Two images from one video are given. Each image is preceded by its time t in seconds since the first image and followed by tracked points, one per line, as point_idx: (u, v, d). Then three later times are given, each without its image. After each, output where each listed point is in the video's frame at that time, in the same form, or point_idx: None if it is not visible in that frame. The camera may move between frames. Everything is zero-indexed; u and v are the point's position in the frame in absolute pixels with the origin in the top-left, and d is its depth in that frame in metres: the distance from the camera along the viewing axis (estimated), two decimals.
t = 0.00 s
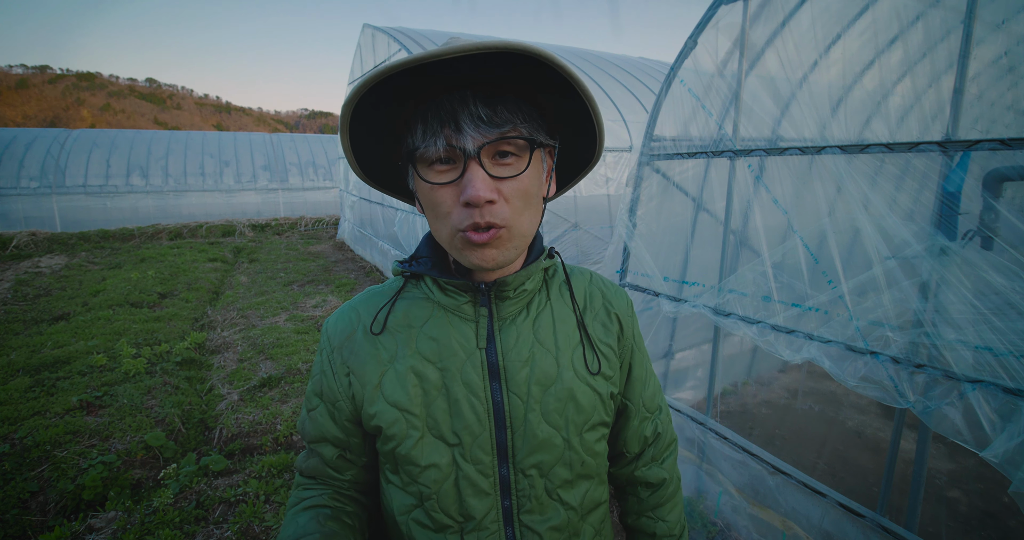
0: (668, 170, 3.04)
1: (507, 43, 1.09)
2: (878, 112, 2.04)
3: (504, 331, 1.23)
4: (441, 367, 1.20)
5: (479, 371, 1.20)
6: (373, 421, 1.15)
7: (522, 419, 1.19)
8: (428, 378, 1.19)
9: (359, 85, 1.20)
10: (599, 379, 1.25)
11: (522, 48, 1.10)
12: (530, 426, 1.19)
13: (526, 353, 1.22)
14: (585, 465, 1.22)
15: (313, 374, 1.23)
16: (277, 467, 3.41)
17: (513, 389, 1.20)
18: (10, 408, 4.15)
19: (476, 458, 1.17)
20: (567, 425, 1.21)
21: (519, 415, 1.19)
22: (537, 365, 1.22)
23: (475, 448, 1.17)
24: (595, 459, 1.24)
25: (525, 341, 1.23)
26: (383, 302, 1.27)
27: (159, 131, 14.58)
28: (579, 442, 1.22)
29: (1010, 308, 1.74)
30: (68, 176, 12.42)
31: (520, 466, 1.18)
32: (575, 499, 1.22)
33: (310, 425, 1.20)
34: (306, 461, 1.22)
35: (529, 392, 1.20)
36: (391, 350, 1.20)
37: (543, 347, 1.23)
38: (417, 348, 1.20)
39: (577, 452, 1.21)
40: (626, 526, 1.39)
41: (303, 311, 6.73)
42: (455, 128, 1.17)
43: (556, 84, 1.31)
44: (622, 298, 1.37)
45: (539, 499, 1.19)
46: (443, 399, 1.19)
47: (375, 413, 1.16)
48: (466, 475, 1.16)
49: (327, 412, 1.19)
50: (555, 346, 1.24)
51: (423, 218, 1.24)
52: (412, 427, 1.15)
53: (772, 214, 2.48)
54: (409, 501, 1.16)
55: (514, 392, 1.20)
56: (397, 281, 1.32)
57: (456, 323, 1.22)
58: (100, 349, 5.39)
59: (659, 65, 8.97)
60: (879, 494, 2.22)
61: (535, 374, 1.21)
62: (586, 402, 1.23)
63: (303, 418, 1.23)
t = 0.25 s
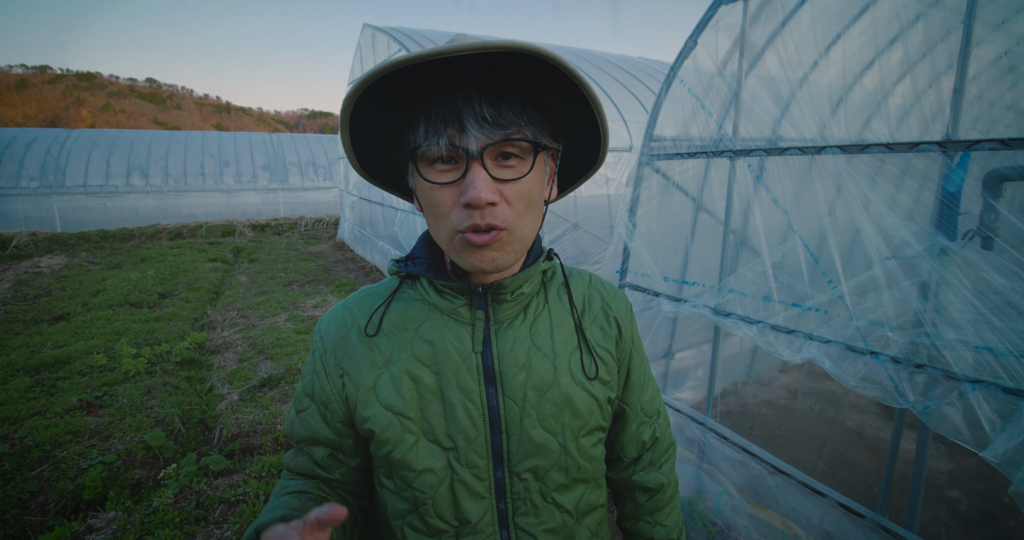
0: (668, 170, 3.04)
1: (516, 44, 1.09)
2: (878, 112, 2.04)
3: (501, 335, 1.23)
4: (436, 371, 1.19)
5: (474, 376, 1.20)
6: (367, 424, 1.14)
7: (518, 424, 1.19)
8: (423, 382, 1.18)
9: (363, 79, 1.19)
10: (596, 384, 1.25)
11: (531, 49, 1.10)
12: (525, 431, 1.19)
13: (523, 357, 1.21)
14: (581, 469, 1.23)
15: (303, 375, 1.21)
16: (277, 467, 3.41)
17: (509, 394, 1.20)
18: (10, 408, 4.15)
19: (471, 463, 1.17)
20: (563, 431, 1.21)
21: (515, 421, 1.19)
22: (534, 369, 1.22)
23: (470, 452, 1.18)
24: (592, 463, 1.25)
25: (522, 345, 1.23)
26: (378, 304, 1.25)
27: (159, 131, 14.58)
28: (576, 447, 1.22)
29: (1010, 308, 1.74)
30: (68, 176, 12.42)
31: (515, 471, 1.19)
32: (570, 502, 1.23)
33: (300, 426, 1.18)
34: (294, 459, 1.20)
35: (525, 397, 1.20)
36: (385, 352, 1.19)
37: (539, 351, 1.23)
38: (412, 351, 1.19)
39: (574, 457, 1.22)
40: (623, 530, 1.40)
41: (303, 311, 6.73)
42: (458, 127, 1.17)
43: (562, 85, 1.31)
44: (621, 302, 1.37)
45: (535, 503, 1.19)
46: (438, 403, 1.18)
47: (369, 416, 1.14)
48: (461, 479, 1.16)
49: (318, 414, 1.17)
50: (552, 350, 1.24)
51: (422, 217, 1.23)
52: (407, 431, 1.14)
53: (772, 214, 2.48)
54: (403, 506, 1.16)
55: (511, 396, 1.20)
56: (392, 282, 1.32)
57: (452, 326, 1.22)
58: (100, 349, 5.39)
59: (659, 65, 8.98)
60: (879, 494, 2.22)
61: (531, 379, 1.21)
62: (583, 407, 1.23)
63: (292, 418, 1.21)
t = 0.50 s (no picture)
0: (668, 170, 3.04)
1: (535, 49, 1.10)
2: (878, 113, 2.04)
3: (499, 336, 1.23)
4: (434, 372, 1.19)
5: (473, 377, 1.20)
6: (365, 428, 1.14)
7: (517, 424, 1.19)
8: (422, 384, 1.18)
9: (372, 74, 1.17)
10: (594, 383, 1.26)
11: (549, 55, 1.12)
12: (525, 431, 1.19)
13: (521, 358, 1.21)
14: (581, 467, 1.23)
15: (298, 380, 1.20)
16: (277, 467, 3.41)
17: (508, 394, 1.20)
18: (10, 408, 4.15)
19: (471, 464, 1.17)
20: (562, 429, 1.21)
21: (514, 420, 1.19)
22: (532, 370, 1.22)
23: (470, 453, 1.17)
24: (592, 460, 1.25)
25: (520, 345, 1.23)
26: (374, 306, 1.25)
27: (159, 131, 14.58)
28: (575, 445, 1.22)
29: (1010, 308, 1.74)
30: (68, 176, 12.42)
31: (516, 470, 1.19)
32: (570, 500, 1.23)
33: (296, 430, 1.18)
34: (287, 464, 1.19)
35: (524, 397, 1.20)
36: (383, 355, 1.18)
37: (538, 352, 1.23)
38: (410, 354, 1.19)
39: (574, 456, 1.22)
40: (621, 525, 1.40)
41: (303, 311, 6.73)
42: (466, 129, 1.16)
43: (570, 91, 1.33)
44: (616, 300, 1.38)
45: (534, 501, 1.20)
46: (437, 405, 1.18)
47: (368, 419, 1.14)
48: (462, 480, 1.16)
49: (313, 419, 1.17)
50: (550, 350, 1.24)
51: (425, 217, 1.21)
52: (407, 434, 1.14)
53: (771, 214, 2.48)
54: (403, 509, 1.16)
55: (510, 397, 1.20)
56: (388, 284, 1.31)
57: (450, 328, 1.22)
58: (100, 349, 5.39)
59: (659, 65, 8.98)
60: (880, 494, 2.22)
61: (530, 379, 1.21)
62: (581, 406, 1.23)
63: (286, 423, 1.21)
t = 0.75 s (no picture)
0: (668, 170, 3.04)
1: (533, 40, 1.11)
2: (877, 112, 2.04)
3: (502, 336, 1.23)
4: (438, 373, 1.19)
5: (477, 377, 1.19)
6: (372, 430, 1.14)
7: (521, 424, 1.19)
8: (427, 385, 1.18)
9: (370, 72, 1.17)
10: (596, 382, 1.26)
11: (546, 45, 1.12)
12: (528, 430, 1.19)
13: (523, 358, 1.21)
14: (583, 466, 1.23)
15: (302, 383, 1.19)
16: (277, 467, 3.41)
17: (511, 393, 1.20)
18: (10, 408, 4.15)
19: (475, 464, 1.17)
20: (566, 429, 1.21)
21: (517, 420, 1.19)
22: (535, 370, 1.21)
23: (474, 454, 1.17)
24: (594, 459, 1.25)
25: (523, 346, 1.23)
26: (377, 307, 1.24)
27: (159, 131, 14.58)
28: (577, 444, 1.22)
29: (1010, 308, 1.74)
30: (68, 176, 12.42)
31: (519, 470, 1.19)
32: (571, 498, 1.23)
33: (302, 438, 1.18)
34: (296, 481, 1.20)
35: (528, 396, 1.20)
36: (389, 359, 1.18)
37: (541, 352, 1.23)
38: (415, 355, 1.19)
39: (577, 455, 1.22)
40: (617, 520, 1.40)
41: (303, 311, 6.73)
42: (465, 124, 1.16)
43: (566, 84, 1.33)
44: (616, 298, 1.39)
45: (536, 500, 1.19)
46: (441, 406, 1.18)
47: (374, 422, 1.14)
48: (466, 480, 1.16)
49: (321, 424, 1.17)
50: (553, 350, 1.24)
51: (427, 214, 1.20)
52: (412, 435, 1.15)
53: (771, 214, 2.48)
54: (407, 510, 1.16)
55: (513, 396, 1.20)
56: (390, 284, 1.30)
57: (454, 328, 1.21)
58: (100, 349, 5.39)
59: (659, 65, 8.98)
60: (880, 494, 2.22)
61: (533, 379, 1.21)
62: (584, 405, 1.23)
63: (292, 431, 1.20)
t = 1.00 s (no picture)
0: (668, 170, 3.04)
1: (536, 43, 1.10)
2: (878, 112, 2.04)
3: (500, 336, 1.23)
4: (436, 372, 1.19)
5: (474, 378, 1.20)
6: (367, 427, 1.14)
7: (517, 426, 1.19)
8: (423, 384, 1.18)
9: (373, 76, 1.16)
10: (594, 385, 1.26)
11: (551, 48, 1.13)
12: (524, 432, 1.19)
13: (521, 359, 1.21)
14: (579, 469, 1.23)
15: (301, 378, 1.20)
16: (277, 467, 3.41)
17: (509, 395, 1.20)
18: (10, 408, 4.15)
19: (470, 464, 1.17)
20: (562, 431, 1.21)
21: (514, 421, 1.19)
22: (532, 371, 1.22)
23: (470, 454, 1.17)
24: (590, 462, 1.25)
25: (521, 347, 1.23)
26: (377, 304, 1.25)
27: (159, 131, 14.59)
28: (574, 447, 1.22)
29: (1010, 308, 1.74)
30: (68, 176, 12.43)
31: (514, 471, 1.19)
32: (566, 500, 1.23)
33: (301, 432, 1.18)
34: (294, 471, 1.20)
35: (525, 397, 1.20)
36: (386, 355, 1.18)
37: (539, 353, 1.24)
38: (412, 353, 1.19)
39: (573, 458, 1.22)
40: (619, 525, 1.40)
41: (303, 311, 6.73)
42: (469, 125, 1.16)
43: (570, 84, 1.33)
44: (617, 301, 1.38)
45: (532, 501, 1.19)
46: (438, 405, 1.18)
47: (370, 419, 1.14)
48: (461, 480, 1.16)
49: (318, 418, 1.17)
50: (551, 351, 1.24)
51: (429, 215, 1.19)
52: (407, 434, 1.14)
53: (771, 214, 2.48)
54: (402, 508, 1.16)
55: (510, 398, 1.20)
56: (390, 283, 1.31)
57: (452, 328, 1.21)
58: (100, 349, 5.39)
59: (659, 65, 8.99)
60: (880, 494, 2.22)
61: (531, 381, 1.21)
62: (581, 408, 1.23)
63: (291, 424, 1.21)
